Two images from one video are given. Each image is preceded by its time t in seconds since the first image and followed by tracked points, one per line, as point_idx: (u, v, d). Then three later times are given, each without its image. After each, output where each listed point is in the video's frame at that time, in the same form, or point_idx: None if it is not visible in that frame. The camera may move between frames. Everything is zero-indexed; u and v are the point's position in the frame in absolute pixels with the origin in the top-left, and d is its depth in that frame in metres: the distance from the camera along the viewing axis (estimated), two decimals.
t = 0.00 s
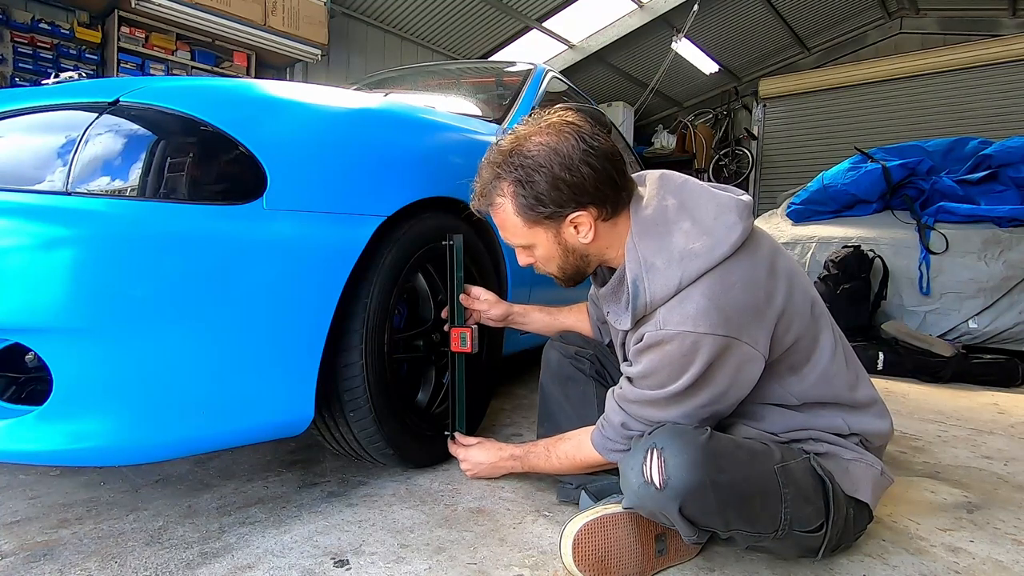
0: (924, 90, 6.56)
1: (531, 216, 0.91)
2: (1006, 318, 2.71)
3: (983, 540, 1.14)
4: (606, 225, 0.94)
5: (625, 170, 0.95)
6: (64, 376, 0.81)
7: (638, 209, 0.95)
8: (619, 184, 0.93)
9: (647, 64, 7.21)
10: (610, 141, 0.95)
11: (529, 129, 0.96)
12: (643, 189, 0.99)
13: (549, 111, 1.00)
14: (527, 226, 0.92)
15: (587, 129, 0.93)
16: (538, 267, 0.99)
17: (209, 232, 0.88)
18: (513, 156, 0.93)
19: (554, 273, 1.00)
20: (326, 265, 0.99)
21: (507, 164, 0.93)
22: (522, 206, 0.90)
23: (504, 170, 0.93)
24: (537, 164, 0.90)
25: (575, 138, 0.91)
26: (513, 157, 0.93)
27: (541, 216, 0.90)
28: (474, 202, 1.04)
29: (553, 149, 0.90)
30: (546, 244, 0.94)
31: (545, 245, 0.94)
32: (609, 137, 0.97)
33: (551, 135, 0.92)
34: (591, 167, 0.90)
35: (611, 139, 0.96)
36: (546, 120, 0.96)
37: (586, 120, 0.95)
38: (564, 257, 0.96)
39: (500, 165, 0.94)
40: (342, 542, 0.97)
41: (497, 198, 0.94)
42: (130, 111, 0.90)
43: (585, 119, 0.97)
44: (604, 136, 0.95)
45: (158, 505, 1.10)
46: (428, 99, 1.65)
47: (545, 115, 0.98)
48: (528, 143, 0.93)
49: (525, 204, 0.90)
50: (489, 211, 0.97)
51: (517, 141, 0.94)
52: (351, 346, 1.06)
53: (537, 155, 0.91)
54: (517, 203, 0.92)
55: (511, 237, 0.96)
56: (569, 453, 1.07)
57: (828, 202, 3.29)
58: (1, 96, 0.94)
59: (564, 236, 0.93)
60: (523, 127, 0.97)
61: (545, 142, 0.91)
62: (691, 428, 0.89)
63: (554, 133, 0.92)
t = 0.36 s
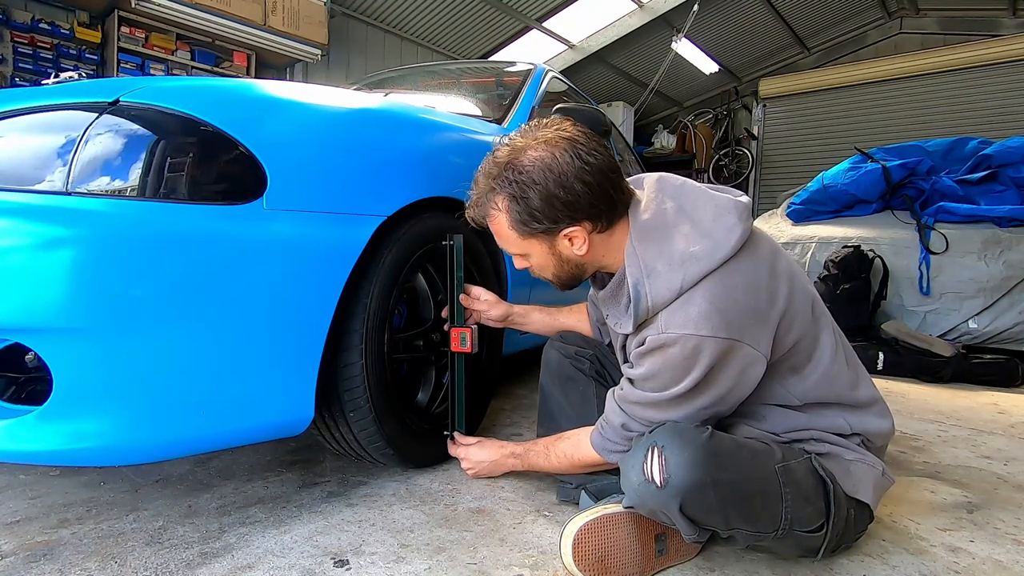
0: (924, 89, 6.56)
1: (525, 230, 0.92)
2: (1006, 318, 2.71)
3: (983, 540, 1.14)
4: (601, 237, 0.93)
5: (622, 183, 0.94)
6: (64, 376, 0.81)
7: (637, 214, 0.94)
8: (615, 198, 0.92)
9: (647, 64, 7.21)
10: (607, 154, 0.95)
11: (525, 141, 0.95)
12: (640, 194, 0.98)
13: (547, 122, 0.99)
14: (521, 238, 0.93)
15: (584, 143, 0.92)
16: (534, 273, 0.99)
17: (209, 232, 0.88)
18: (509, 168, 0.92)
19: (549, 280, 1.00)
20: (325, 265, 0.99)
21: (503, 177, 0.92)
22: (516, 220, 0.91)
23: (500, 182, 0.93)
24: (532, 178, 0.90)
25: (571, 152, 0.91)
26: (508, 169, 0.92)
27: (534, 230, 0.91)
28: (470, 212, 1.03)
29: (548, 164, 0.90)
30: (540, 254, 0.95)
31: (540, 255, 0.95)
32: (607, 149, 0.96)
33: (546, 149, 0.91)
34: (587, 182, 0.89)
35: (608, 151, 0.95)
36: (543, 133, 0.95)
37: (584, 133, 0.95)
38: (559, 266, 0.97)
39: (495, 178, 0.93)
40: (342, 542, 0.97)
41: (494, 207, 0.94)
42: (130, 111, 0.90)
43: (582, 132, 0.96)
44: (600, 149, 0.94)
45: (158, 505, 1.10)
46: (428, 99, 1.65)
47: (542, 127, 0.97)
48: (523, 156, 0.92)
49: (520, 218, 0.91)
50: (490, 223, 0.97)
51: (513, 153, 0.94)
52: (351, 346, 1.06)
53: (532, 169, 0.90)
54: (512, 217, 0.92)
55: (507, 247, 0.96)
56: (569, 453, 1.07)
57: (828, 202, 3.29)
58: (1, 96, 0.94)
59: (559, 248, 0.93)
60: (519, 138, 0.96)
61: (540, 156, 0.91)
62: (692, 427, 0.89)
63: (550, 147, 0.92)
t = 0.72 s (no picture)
0: (924, 89, 6.55)
1: (506, 258, 0.90)
2: (1006, 318, 2.71)
3: (982, 540, 1.14)
4: (583, 262, 0.92)
5: (606, 210, 0.92)
6: (64, 376, 0.81)
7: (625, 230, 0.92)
8: (598, 226, 0.90)
9: (647, 64, 7.21)
10: (591, 183, 0.91)
11: (506, 169, 0.91)
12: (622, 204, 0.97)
13: (529, 148, 0.95)
14: (502, 266, 0.92)
15: (566, 175, 0.89)
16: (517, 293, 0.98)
17: (209, 233, 0.88)
18: (489, 198, 0.89)
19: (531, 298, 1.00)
20: (325, 265, 0.99)
21: (482, 208, 0.89)
22: (496, 251, 0.89)
23: (480, 211, 0.90)
24: (513, 212, 0.86)
25: (551, 184, 0.87)
26: (488, 200, 0.89)
27: (515, 261, 0.89)
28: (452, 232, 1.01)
29: (530, 198, 0.86)
30: (521, 280, 0.94)
31: (521, 280, 0.94)
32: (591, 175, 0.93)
33: (528, 180, 0.88)
34: (568, 216, 0.86)
35: (592, 178, 0.92)
36: (524, 161, 0.92)
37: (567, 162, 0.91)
38: (541, 289, 0.96)
39: (476, 208, 0.90)
40: (342, 542, 0.97)
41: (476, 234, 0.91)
42: (130, 111, 0.90)
43: (565, 160, 0.92)
44: (584, 179, 0.90)
45: (158, 505, 1.10)
46: (428, 99, 1.65)
47: (524, 155, 0.93)
48: (503, 187, 0.89)
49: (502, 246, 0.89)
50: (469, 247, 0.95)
51: (493, 181, 0.90)
52: (351, 346, 1.06)
53: (512, 203, 0.87)
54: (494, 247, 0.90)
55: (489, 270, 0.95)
56: (569, 454, 1.07)
57: (828, 202, 3.29)
58: (2, 96, 0.94)
59: (541, 275, 0.92)
60: (500, 164, 0.93)
61: (520, 190, 0.87)
62: (691, 423, 0.89)
63: (530, 179, 0.88)
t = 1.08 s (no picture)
0: (924, 89, 6.55)
1: (483, 300, 0.89)
2: (1006, 318, 2.71)
3: (982, 540, 1.14)
4: (563, 294, 0.91)
5: (582, 245, 0.89)
6: (64, 377, 0.81)
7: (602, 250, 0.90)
8: (574, 260, 0.88)
9: (647, 64, 7.21)
10: (564, 221, 0.88)
11: (475, 211, 0.88)
12: (598, 216, 0.96)
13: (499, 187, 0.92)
14: (482, 305, 0.91)
15: (538, 218, 0.86)
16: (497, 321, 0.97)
17: (209, 233, 0.88)
18: (461, 246, 0.86)
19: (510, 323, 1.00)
20: (325, 266, 0.99)
21: (456, 253, 0.87)
22: (475, 294, 0.88)
23: (453, 255, 0.87)
24: (485, 262, 0.84)
25: (522, 229, 0.84)
26: (460, 247, 0.86)
27: (494, 303, 0.88)
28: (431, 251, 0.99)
29: (501, 249, 0.84)
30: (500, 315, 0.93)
31: (502, 313, 0.93)
32: (563, 211, 0.89)
33: (498, 227, 0.85)
34: (542, 260, 0.84)
35: (564, 214, 0.89)
36: (493, 203, 0.88)
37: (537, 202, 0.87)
38: (522, 320, 0.95)
39: (450, 250, 0.88)
40: (342, 542, 0.97)
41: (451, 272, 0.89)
42: (130, 111, 0.90)
43: (535, 199, 0.88)
44: (556, 219, 0.87)
45: (158, 505, 1.10)
46: (428, 99, 1.65)
47: (494, 194, 0.90)
48: (474, 232, 0.86)
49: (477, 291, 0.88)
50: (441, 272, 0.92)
51: (463, 226, 0.87)
52: (351, 346, 1.06)
53: (484, 250, 0.84)
54: (470, 291, 0.89)
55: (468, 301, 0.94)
56: (569, 454, 1.07)
57: (828, 202, 3.29)
58: (2, 96, 0.94)
59: (521, 310, 0.91)
60: (469, 203, 0.90)
61: (491, 236, 0.85)
62: (685, 422, 0.89)
63: (501, 224, 0.85)
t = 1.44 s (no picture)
0: (924, 89, 6.55)
1: (486, 306, 0.89)
2: (1006, 318, 2.70)
3: (982, 540, 1.14)
4: (565, 299, 0.91)
5: (582, 250, 0.89)
6: (64, 377, 0.81)
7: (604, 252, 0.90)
8: (575, 265, 0.88)
9: (647, 65, 7.21)
10: (564, 227, 0.88)
11: (474, 218, 0.88)
12: (599, 217, 0.96)
13: (498, 194, 0.92)
14: (485, 311, 0.91)
15: (537, 225, 0.86)
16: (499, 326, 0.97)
17: (209, 233, 0.88)
18: (462, 254, 0.86)
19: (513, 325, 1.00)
20: (325, 266, 0.99)
21: (457, 261, 0.87)
22: (477, 301, 0.89)
23: (454, 263, 0.88)
24: (486, 271, 0.84)
25: (521, 236, 0.84)
26: (460, 255, 0.87)
27: (496, 309, 0.89)
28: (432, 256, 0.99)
29: (502, 257, 0.84)
30: (503, 319, 0.93)
31: (505, 318, 0.93)
32: (563, 216, 0.89)
33: (498, 235, 0.85)
34: (542, 267, 0.84)
35: (563, 219, 0.89)
36: (493, 210, 0.88)
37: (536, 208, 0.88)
38: (525, 323, 0.95)
39: (450, 259, 0.88)
40: (342, 542, 0.97)
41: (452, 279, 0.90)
42: (130, 111, 0.90)
43: (534, 206, 0.89)
44: (555, 225, 0.87)
45: (158, 505, 1.10)
46: (428, 99, 1.65)
47: (493, 202, 0.90)
48: (475, 239, 0.86)
49: (479, 298, 0.88)
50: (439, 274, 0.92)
51: (463, 234, 0.87)
52: (351, 346, 1.06)
53: (484, 258, 0.85)
54: (473, 299, 0.89)
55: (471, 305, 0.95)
56: (569, 454, 1.07)
57: (828, 202, 3.29)
58: (2, 96, 0.94)
59: (523, 315, 0.91)
60: (469, 211, 0.90)
61: (491, 244, 0.85)
62: (686, 422, 0.89)
63: (500, 232, 0.85)
